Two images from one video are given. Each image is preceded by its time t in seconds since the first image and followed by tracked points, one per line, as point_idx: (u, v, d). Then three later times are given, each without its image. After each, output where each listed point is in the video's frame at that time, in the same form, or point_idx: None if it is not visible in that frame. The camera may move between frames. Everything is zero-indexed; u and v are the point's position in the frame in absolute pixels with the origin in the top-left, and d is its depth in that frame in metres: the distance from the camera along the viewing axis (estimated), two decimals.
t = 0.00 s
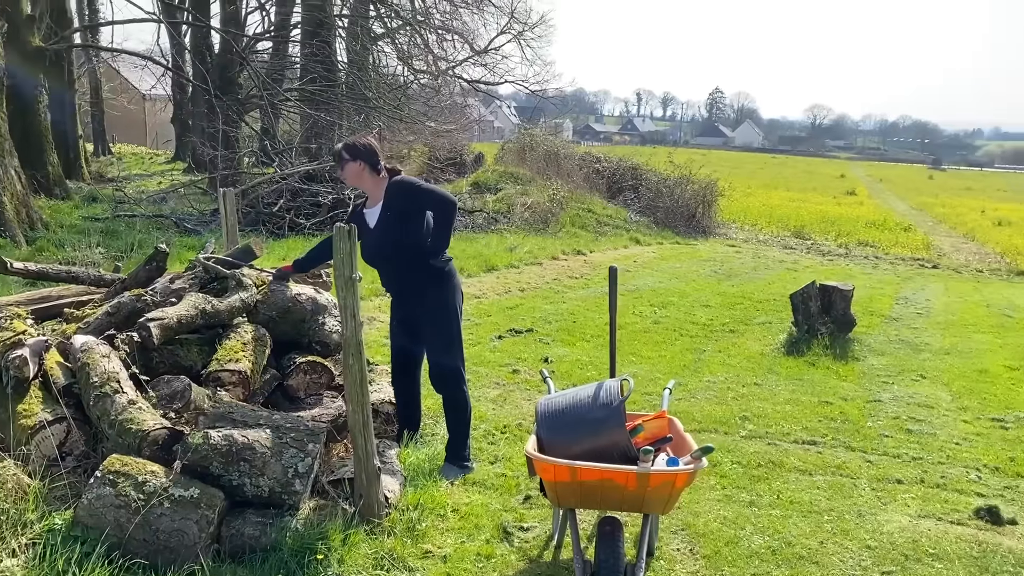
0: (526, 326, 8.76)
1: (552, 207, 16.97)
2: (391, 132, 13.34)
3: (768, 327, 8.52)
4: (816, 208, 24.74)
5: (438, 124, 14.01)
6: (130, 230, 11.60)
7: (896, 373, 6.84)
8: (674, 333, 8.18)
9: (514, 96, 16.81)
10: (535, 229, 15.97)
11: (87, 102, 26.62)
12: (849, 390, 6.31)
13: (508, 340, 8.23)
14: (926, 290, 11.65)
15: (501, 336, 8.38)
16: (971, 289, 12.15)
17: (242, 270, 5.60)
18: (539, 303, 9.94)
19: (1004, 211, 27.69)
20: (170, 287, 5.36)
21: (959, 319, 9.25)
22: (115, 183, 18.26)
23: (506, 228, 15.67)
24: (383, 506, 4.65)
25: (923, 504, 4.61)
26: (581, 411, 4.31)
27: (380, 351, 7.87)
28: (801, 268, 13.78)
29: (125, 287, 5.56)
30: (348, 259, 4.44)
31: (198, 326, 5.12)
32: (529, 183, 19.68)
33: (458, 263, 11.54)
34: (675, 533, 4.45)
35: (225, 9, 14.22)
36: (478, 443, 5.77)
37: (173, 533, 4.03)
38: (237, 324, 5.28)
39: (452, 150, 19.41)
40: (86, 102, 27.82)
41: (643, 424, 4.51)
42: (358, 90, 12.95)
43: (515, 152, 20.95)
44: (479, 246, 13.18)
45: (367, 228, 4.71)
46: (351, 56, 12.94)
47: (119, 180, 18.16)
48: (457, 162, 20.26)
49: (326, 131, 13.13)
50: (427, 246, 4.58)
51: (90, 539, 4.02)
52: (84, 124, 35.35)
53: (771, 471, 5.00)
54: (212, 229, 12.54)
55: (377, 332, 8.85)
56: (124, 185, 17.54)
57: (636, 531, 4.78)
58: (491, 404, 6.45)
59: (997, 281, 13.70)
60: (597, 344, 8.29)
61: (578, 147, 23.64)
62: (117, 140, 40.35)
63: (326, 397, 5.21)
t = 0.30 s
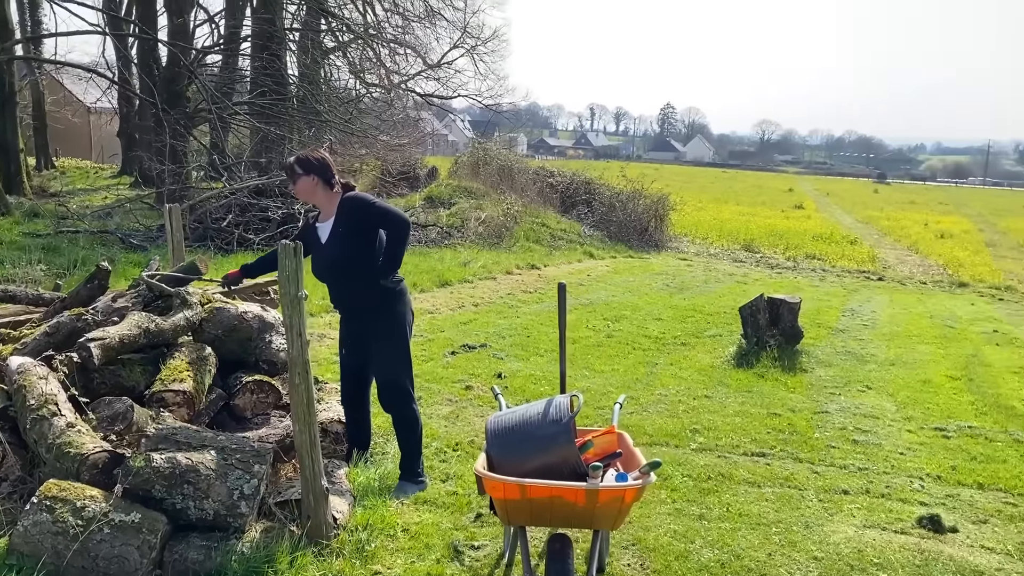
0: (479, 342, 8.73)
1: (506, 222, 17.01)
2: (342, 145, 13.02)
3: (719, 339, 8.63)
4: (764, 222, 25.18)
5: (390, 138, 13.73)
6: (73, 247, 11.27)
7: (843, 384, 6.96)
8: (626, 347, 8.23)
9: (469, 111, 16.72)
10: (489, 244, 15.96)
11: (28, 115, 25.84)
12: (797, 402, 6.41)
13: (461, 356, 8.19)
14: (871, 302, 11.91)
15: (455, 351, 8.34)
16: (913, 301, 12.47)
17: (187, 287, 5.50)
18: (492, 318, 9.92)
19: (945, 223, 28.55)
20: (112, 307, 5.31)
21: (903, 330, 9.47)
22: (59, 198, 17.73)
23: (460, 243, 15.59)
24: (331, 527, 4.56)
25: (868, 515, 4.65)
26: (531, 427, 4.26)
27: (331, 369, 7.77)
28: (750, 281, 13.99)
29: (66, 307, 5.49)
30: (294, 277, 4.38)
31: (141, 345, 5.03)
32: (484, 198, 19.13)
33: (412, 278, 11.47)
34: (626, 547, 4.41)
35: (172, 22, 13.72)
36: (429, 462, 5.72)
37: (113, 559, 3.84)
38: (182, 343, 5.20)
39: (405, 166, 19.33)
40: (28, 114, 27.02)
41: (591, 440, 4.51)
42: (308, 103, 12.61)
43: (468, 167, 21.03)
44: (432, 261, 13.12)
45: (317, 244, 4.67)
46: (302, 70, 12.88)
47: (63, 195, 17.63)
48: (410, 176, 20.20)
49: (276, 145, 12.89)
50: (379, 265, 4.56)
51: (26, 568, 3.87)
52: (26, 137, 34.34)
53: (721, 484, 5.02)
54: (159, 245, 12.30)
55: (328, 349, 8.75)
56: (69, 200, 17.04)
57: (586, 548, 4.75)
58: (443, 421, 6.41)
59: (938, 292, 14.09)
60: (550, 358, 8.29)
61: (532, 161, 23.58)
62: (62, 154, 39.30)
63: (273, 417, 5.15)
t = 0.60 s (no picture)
0: (438, 356, 8.71)
1: (465, 235, 17.05)
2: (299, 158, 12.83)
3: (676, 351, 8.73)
4: (721, 235, 25.60)
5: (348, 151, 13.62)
6: (22, 262, 10.96)
7: (797, 395, 7.07)
8: (585, 359, 8.27)
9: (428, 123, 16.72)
10: (448, 257, 15.95)
11: None
12: (751, 412, 6.51)
13: (419, 370, 8.16)
14: (824, 313, 12.14)
15: (413, 366, 8.31)
16: (864, 311, 12.75)
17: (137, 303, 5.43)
18: (452, 332, 9.90)
19: (895, 236, 29.31)
20: (59, 323, 5.25)
21: (855, 341, 9.65)
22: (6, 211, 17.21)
23: (419, 257, 15.42)
24: (285, 545, 4.49)
25: (820, 523, 4.71)
26: (486, 442, 4.24)
27: (287, 385, 7.68)
28: (706, 293, 14.18)
29: (11, 323, 5.39)
30: (246, 293, 4.31)
31: (90, 363, 4.95)
32: (444, 212, 18.93)
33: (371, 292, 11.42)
34: (583, 560, 4.40)
35: (127, 33, 13.38)
36: (386, 477, 5.67)
37: None
38: (132, 359, 5.13)
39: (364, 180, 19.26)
40: None
41: (547, 453, 4.52)
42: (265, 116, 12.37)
43: (428, 180, 20.75)
44: (391, 275, 13.05)
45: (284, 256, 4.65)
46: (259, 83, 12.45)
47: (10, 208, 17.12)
48: (369, 189, 20.16)
49: (232, 158, 12.71)
50: (345, 282, 4.54)
51: None
52: None
53: (676, 495, 5.05)
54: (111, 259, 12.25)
55: (285, 364, 8.65)
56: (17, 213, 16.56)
57: (543, 562, 4.74)
58: (401, 436, 6.37)
59: (888, 303, 14.42)
60: (508, 372, 8.30)
61: (492, 175, 23.52)
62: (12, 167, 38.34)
63: (226, 435, 5.09)
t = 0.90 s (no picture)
0: (402, 367, 8.68)
1: (431, 245, 17.04)
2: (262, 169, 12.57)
3: (639, 361, 8.80)
4: (683, 245, 25.95)
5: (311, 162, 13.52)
6: None
7: (758, 404, 7.18)
8: (550, 370, 8.29)
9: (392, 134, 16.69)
10: (413, 268, 15.93)
11: None
12: (714, 421, 6.60)
13: (383, 383, 8.12)
14: (784, 323, 12.36)
15: (376, 378, 8.27)
16: (823, 321, 13.00)
17: (95, 317, 5.37)
18: (416, 343, 9.87)
19: (853, 246, 29.97)
20: (12, 339, 5.16)
21: (814, 350, 9.83)
22: None
23: (384, 268, 15.39)
24: (246, 562, 4.40)
25: (781, 532, 4.77)
26: (450, 456, 4.22)
27: (249, 398, 7.59)
28: (670, 303, 14.34)
29: None
30: (205, 306, 4.18)
31: (45, 378, 4.84)
32: (409, 222, 19.00)
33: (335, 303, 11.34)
34: (548, 571, 4.37)
35: (84, 41, 13.09)
36: (350, 491, 5.63)
37: None
38: (90, 374, 5.03)
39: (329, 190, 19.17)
40: None
41: (511, 466, 4.51)
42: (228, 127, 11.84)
43: (392, 191, 20.96)
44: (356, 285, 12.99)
45: (264, 266, 4.60)
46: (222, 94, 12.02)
47: None
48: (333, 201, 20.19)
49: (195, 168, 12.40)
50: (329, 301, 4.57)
51: None
52: None
53: (639, 505, 5.08)
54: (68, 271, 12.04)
55: (246, 378, 8.55)
56: None
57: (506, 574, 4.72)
58: (365, 449, 6.33)
59: (847, 312, 14.71)
60: (472, 383, 8.30)
61: (457, 185, 23.58)
62: None
63: (187, 450, 5.00)
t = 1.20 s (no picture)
0: (370, 376, 8.62)
1: (399, 253, 16.99)
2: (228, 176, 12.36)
3: (609, 368, 8.84)
4: (652, 253, 26.17)
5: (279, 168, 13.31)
6: None
7: (725, 410, 7.24)
8: (518, 378, 8.28)
9: (361, 141, 16.65)
10: (382, 276, 15.88)
11: None
12: (682, 428, 6.64)
13: (351, 392, 8.06)
14: (751, 329, 12.49)
15: (344, 388, 8.20)
16: (790, 327, 13.16)
17: (54, 328, 5.25)
18: (384, 352, 9.81)
19: (819, 253, 30.41)
20: None
21: (781, 356, 9.95)
22: None
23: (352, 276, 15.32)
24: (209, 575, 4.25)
25: (747, 538, 4.80)
26: (416, 466, 4.15)
27: (213, 409, 7.49)
28: (639, 310, 14.41)
29: None
30: (168, 316, 4.01)
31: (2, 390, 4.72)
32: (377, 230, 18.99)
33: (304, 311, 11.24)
34: None
35: (47, 47, 12.85)
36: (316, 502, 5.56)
37: None
38: (49, 385, 4.91)
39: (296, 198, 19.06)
40: None
41: (478, 475, 4.47)
42: (193, 134, 11.68)
43: (361, 199, 21.05)
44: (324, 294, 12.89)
45: (243, 275, 4.53)
46: (188, 100, 11.87)
47: None
48: (300, 208, 20.13)
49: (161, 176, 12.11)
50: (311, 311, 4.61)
51: None
52: None
53: (607, 512, 5.09)
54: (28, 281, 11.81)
55: (211, 388, 8.44)
56: None
57: None
58: (331, 460, 6.27)
59: (813, 318, 14.92)
60: (441, 392, 8.27)
61: (426, 194, 23.57)
62: None
63: (150, 461, 4.94)
